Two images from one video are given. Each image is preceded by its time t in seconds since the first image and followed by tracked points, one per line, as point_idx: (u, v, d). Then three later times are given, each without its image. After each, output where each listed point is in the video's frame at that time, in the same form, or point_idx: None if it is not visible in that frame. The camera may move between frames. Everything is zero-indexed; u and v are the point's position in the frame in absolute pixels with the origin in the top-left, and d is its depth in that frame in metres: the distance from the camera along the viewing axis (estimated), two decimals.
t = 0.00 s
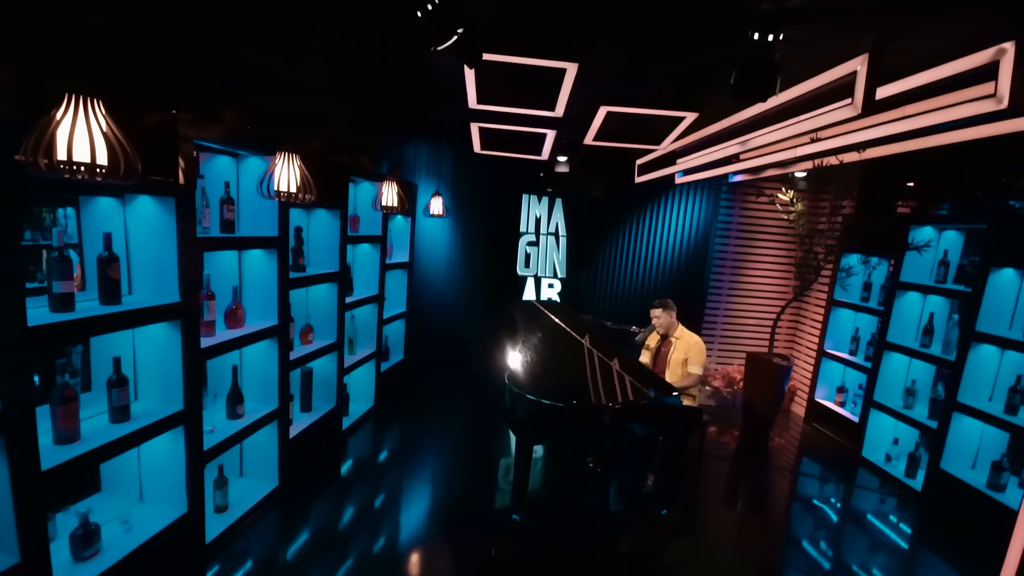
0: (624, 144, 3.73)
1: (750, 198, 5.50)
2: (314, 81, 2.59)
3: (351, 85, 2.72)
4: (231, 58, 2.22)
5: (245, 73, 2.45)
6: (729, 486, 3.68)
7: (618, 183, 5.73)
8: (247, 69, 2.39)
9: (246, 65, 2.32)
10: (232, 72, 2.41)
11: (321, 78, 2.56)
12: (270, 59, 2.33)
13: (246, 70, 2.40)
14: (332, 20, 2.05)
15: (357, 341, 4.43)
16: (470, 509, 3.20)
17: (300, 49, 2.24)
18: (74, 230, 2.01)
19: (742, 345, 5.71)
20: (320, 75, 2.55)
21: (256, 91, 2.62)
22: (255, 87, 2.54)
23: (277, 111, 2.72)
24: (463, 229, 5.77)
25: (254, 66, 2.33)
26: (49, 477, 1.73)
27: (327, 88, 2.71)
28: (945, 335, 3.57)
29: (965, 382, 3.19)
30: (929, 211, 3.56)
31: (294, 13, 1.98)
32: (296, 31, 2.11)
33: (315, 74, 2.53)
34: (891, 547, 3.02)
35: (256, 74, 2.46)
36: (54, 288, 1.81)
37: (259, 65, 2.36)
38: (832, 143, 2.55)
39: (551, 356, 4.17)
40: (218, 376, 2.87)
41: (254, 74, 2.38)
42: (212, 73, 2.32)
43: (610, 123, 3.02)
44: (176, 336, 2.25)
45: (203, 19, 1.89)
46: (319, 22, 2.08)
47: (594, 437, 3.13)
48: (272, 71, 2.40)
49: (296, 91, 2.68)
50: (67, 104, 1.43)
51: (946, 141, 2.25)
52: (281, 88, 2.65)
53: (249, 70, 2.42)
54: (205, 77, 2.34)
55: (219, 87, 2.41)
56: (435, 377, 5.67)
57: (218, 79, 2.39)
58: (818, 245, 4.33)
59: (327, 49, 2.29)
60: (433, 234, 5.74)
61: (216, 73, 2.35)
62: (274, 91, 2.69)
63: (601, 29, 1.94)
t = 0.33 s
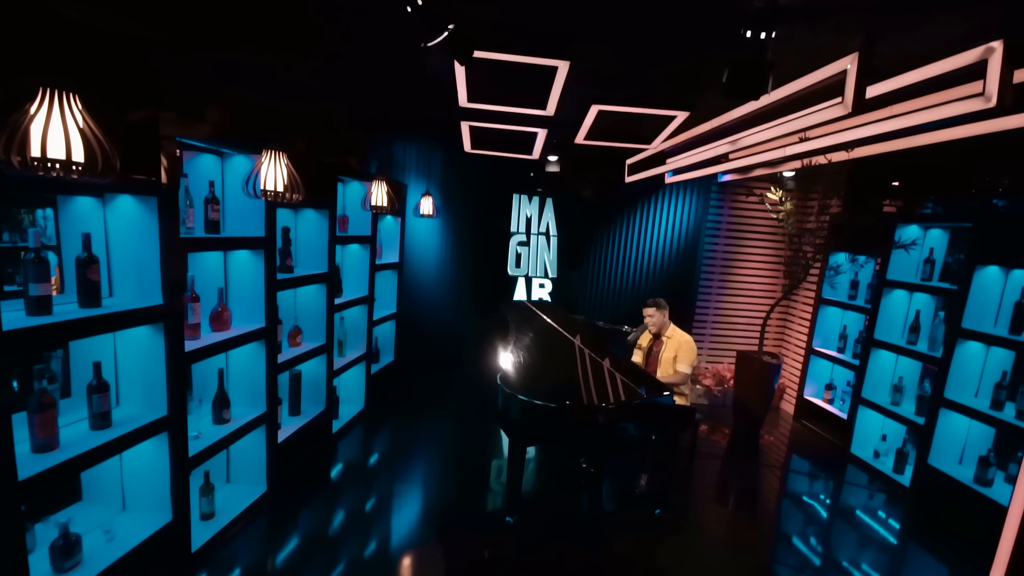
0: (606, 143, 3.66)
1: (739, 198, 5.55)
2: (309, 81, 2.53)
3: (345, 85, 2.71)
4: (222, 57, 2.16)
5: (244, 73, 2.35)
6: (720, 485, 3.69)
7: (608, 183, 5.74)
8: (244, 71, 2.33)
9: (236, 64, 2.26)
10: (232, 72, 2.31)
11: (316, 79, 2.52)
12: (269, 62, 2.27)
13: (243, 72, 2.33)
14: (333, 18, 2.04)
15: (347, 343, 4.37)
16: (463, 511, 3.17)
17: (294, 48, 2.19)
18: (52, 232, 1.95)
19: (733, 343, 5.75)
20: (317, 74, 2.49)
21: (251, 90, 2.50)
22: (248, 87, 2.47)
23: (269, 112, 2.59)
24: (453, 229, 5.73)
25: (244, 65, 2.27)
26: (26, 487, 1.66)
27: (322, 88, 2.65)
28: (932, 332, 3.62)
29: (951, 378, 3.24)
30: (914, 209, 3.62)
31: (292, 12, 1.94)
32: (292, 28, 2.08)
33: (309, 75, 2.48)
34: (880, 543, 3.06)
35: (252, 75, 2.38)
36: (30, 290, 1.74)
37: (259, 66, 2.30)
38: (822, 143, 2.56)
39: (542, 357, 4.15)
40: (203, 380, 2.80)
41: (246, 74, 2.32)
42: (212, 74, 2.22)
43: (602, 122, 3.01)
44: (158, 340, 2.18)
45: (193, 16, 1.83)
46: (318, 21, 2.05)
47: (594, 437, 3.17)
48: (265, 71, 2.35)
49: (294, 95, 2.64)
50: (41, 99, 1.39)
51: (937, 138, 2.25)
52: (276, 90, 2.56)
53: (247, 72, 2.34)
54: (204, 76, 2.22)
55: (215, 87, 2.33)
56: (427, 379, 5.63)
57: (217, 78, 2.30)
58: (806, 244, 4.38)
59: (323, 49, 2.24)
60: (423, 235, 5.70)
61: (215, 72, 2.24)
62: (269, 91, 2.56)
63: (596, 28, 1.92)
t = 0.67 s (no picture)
0: (603, 142, 3.66)
1: (728, 198, 5.59)
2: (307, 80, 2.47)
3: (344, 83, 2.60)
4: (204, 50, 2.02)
5: (241, 73, 2.25)
6: (711, 483, 3.70)
7: (598, 183, 5.73)
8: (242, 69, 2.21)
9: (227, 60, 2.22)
10: (228, 72, 2.21)
11: (313, 79, 2.47)
12: (269, 61, 2.19)
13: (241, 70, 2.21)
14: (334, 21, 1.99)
15: (336, 345, 4.30)
16: (454, 513, 3.13)
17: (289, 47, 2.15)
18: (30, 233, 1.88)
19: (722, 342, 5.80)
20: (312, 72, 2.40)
21: (250, 88, 2.39)
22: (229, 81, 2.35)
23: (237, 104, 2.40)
24: (443, 229, 5.69)
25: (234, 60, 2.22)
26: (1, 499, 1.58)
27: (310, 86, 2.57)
28: (918, 329, 3.67)
29: (938, 374, 3.28)
30: (898, 208, 3.69)
31: (291, 14, 1.91)
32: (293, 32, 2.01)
33: (310, 74, 2.41)
34: (869, 538, 3.09)
35: (250, 75, 2.28)
36: (5, 293, 1.67)
37: (258, 66, 2.21)
38: (811, 142, 2.58)
39: (534, 357, 4.13)
40: (188, 385, 2.72)
41: (238, 71, 2.22)
42: (203, 72, 2.11)
43: (593, 120, 2.99)
44: (140, 343, 2.11)
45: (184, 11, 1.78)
46: (320, 22, 1.99)
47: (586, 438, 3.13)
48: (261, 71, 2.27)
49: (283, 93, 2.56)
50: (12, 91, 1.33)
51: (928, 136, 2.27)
52: (276, 91, 2.51)
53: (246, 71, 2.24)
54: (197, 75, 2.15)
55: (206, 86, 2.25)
56: (418, 380, 5.59)
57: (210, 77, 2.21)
58: (795, 243, 4.42)
59: (323, 49, 2.21)
60: (413, 235, 5.65)
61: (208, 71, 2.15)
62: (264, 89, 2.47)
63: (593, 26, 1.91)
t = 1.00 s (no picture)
0: (596, 142, 3.74)
1: (717, 197, 5.64)
2: (309, 81, 2.54)
3: (340, 83, 2.62)
4: (206, 49, 2.10)
5: (228, 66, 2.26)
6: (702, 480, 3.72)
7: (588, 182, 5.73)
8: (241, 71, 2.38)
9: (222, 56, 2.19)
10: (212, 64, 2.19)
11: (297, 73, 2.41)
12: (270, 62, 2.27)
13: (241, 73, 2.38)
14: (332, 22, 1.95)
15: (325, 347, 4.24)
16: (445, 516, 3.09)
17: (285, 44, 2.12)
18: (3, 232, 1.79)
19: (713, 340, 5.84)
20: (296, 67, 2.36)
21: (250, 89, 2.60)
22: (227, 78, 2.46)
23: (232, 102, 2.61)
24: (433, 229, 5.65)
25: (230, 57, 2.20)
26: None
27: (295, 81, 2.52)
28: (904, 326, 3.73)
29: (924, 370, 3.34)
30: (884, 206, 3.75)
31: (288, 13, 1.86)
32: (278, 27, 1.96)
33: (296, 69, 2.36)
34: (858, 533, 3.13)
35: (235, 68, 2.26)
36: None
37: (259, 66, 2.30)
38: (800, 141, 2.60)
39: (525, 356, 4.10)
40: (172, 390, 2.65)
41: (239, 73, 2.39)
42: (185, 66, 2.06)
43: (584, 118, 2.98)
44: (122, 347, 2.04)
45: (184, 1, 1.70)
46: (315, 21, 1.95)
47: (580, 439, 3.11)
48: (263, 72, 2.40)
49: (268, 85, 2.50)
50: None
51: (918, 133, 2.29)
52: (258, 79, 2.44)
53: (247, 73, 2.40)
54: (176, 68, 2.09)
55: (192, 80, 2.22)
56: (409, 381, 5.54)
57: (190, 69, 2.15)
58: (784, 241, 4.46)
59: (310, 44, 2.14)
60: (403, 235, 5.60)
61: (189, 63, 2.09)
62: (265, 88, 2.62)
63: (592, 23, 1.89)
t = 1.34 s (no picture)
0: (588, 142, 3.75)
1: (706, 197, 5.68)
2: (309, 82, 2.55)
3: (338, 84, 2.63)
4: (205, 48, 2.05)
5: (211, 63, 2.21)
6: (693, 478, 3.74)
7: (578, 182, 5.73)
8: (240, 71, 2.32)
9: (219, 56, 2.15)
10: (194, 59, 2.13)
11: (282, 70, 2.36)
12: (271, 63, 2.27)
13: (240, 73, 2.32)
14: (333, 21, 1.94)
15: (313, 349, 4.17)
16: (437, 520, 3.05)
17: (284, 44, 2.09)
18: None
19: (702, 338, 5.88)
20: (281, 65, 2.31)
21: (232, 86, 2.53)
22: (223, 75, 2.34)
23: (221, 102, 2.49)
24: (423, 229, 5.60)
25: (227, 58, 2.16)
26: None
27: (281, 78, 2.47)
28: (890, 323, 3.78)
29: (911, 366, 3.39)
30: (870, 205, 3.82)
31: (287, 11, 1.85)
32: (264, 23, 1.92)
33: (282, 66, 2.31)
34: (847, 528, 3.17)
35: (219, 64, 2.20)
36: None
37: (258, 67, 2.28)
38: (789, 140, 2.63)
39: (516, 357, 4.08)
40: (155, 395, 2.58)
41: (238, 72, 2.33)
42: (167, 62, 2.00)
43: (575, 118, 2.98)
44: (102, 351, 1.98)
45: None
46: (302, 17, 1.90)
47: (574, 439, 3.08)
48: (260, 72, 2.36)
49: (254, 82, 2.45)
50: None
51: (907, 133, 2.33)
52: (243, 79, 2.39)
53: (245, 73, 2.34)
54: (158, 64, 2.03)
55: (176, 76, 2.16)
56: (399, 382, 5.48)
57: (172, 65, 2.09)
58: (773, 240, 4.50)
59: (297, 41, 2.10)
60: (392, 235, 5.54)
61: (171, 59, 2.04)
62: (263, 87, 2.55)
63: (593, 23, 1.89)
